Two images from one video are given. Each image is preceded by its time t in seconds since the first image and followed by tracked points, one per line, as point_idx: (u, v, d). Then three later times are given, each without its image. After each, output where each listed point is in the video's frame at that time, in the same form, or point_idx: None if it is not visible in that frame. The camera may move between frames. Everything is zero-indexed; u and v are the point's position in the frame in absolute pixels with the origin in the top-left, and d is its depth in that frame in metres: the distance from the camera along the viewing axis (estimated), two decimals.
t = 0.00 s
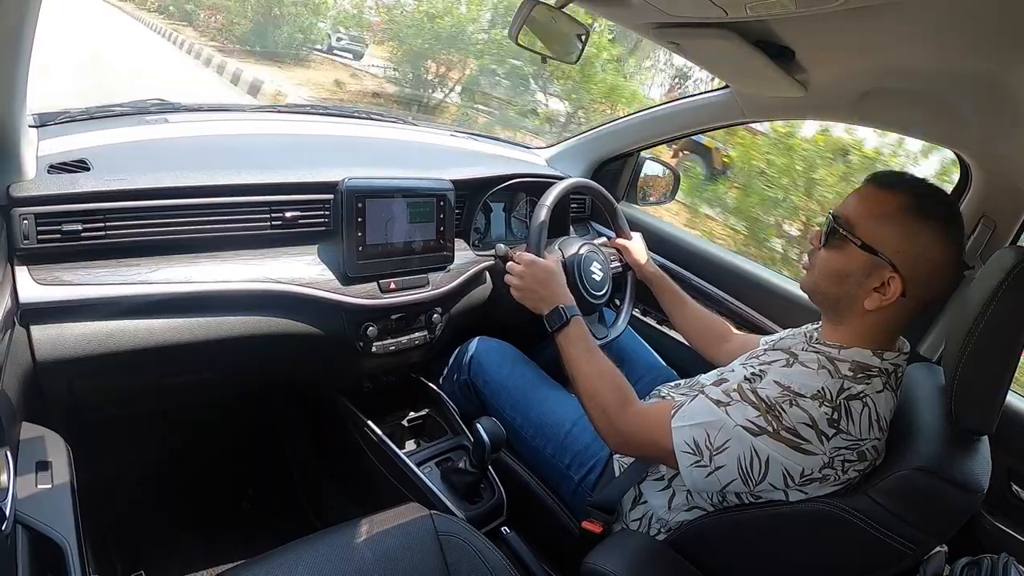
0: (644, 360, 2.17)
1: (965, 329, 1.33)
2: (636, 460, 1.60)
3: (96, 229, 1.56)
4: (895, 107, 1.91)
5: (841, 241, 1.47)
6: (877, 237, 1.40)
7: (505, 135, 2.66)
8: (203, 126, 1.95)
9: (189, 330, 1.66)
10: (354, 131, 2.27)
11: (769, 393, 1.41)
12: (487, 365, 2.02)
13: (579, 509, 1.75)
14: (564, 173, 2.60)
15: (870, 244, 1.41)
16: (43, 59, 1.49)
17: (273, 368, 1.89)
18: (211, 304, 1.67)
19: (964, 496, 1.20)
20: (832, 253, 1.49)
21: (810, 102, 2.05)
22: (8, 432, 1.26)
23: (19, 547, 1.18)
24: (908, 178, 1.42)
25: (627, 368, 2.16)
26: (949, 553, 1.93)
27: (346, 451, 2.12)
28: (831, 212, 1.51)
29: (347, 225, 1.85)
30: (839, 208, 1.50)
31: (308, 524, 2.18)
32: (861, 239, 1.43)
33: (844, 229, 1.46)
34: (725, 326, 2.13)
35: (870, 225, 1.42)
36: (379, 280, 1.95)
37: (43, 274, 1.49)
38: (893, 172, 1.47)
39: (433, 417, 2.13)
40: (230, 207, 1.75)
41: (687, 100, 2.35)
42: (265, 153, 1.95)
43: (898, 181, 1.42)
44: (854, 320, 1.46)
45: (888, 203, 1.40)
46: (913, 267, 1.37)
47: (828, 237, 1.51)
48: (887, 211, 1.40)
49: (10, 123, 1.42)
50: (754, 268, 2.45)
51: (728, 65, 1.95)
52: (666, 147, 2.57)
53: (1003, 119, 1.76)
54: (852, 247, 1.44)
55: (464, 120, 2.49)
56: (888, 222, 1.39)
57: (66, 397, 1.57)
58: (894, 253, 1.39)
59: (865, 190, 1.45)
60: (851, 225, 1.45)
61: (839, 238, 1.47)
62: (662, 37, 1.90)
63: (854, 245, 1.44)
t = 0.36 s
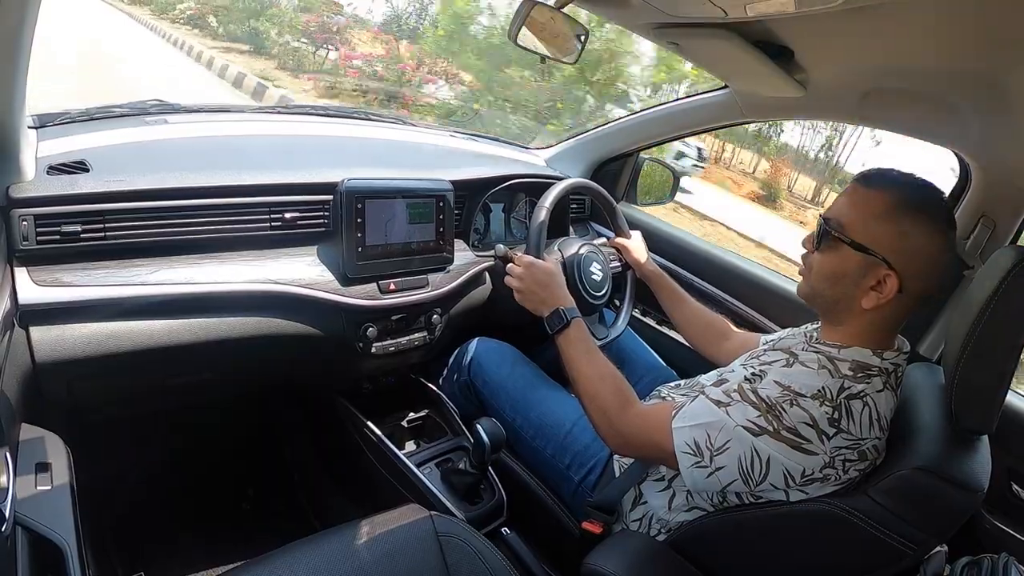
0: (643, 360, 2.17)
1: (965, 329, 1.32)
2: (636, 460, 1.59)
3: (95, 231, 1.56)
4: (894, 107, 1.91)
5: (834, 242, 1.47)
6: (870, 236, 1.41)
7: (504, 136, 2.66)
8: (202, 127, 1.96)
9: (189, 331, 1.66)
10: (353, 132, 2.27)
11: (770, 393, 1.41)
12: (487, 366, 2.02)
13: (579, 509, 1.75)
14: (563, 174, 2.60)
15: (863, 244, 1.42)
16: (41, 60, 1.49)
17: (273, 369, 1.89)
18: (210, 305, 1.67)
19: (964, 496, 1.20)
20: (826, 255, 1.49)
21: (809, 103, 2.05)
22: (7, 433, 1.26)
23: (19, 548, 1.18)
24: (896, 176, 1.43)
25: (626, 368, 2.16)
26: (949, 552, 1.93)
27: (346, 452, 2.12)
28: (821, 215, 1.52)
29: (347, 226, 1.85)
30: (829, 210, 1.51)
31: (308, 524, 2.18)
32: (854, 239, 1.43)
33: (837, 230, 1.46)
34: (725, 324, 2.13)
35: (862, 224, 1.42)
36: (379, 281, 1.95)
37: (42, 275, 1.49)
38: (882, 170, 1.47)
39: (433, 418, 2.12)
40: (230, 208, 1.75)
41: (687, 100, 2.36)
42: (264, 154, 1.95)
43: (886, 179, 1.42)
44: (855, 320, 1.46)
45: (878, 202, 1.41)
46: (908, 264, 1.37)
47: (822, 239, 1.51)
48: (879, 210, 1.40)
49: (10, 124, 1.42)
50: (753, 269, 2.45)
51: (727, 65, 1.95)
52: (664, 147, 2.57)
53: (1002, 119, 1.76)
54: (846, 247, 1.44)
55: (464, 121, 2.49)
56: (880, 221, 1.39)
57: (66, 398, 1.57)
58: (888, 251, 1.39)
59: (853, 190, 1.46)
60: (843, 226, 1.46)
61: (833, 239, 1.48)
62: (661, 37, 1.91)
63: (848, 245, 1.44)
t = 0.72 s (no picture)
0: (642, 359, 2.17)
1: (964, 327, 1.32)
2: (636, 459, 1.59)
3: (94, 231, 1.56)
4: (893, 106, 1.91)
5: (837, 239, 1.47)
6: (873, 235, 1.40)
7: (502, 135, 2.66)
8: (199, 126, 1.95)
9: (188, 331, 1.66)
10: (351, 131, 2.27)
11: (769, 391, 1.41)
12: (486, 365, 2.02)
13: (579, 508, 1.75)
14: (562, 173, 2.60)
15: (866, 242, 1.42)
16: (40, 61, 1.50)
17: (273, 369, 1.89)
18: (210, 304, 1.67)
19: (964, 494, 1.20)
20: (829, 252, 1.49)
21: (808, 101, 2.05)
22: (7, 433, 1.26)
23: (18, 547, 1.18)
24: (902, 175, 1.42)
25: (626, 367, 2.16)
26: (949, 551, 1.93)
27: (346, 451, 2.12)
28: (825, 212, 1.52)
29: (346, 225, 1.85)
30: (833, 207, 1.51)
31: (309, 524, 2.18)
32: (857, 238, 1.43)
33: (840, 228, 1.46)
34: (724, 321, 2.13)
35: (866, 222, 1.42)
36: (378, 280, 1.95)
37: (41, 275, 1.49)
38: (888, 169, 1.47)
39: (433, 417, 2.12)
40: (228, 207, 1.75)
41: (685, 99, 2.36)
42: (263, 153, 1.94)
43: (892, 177, 1.42)
44: (854, 319, 1.46)
45: (883, 201, 1.40)
46: (910, 264, 1.38)
47: (825, 236, 1.51)
48: (883, 209, 1.40)
49: (8, 123, 1.42)
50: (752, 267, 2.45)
51: (725, 64, 1.95)
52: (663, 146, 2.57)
53: (1000, 118, 1.76)
54: (849, 245, 1.44)
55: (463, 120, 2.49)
56: (884, 219, 1.39)
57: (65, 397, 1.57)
58: (891, 250, 1.39)
59: (858, 188, 1.46)
60: (847, 224, 1.46)
61: (836, 236, 1.47)
62: (660, 36, 1.91)
63: (851, 243, 1.44)
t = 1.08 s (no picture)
0: (640, 359, 2.17)
1: (962, 326, 1.32)
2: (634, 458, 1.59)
3: (91, 231, 1.56)
4: (890, 107, 1.91)
5: (844, 243, 1.46)
6: (882, 242, 1.40)
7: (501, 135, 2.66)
8: (197, 126, 1.95)
9: (185, 331, 1.66)
10: (347, 130, 2.27)
11: (766, 389, 1.41)
12: (484, 365, 2.02)
13: (576, 508, 1.75)
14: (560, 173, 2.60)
15: (875, 249, 1.41)
16: (37, 61, 1.50)
17: (270, 370, 1.89)
18: (207, 305, 1.67)
19: (962, 493, 1.20)
20: (834, 257, 1.48)
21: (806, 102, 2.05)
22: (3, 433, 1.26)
23: (14, 548, 1.17)
24: (909, 180, 1.42)
25: (624, 368, 2.16)
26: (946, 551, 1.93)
27: (342, 452, 2.12)
28: (829, 214, 1.50)
29: (343, 225, 1.85)
30: (838, 209, 1.49)
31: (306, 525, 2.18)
32: (866, 244, 1.42)
33: (848, 232, 1.45)
34: (723, 320, 2.13)
35: (876, 229, 1.41)
36: (375, 280, 1.95)
37: (38, 275, 1.49)
38: (890, 173, 1.46)
39: (429, 418, 2.12)
40: (225, 208, 1.75)
41: (682, 99, 2.36)
42: (260, 153, 1.94)
43: (900, 183, 1.41)
44: (857, 324, 1.46)
45: (893, 208, 1.40)
46: (918, 273, 1.38)
47: (830, 239, 1.49)
48: (893, 216, 1.39)
49: (5, 123, 1.42)
50: (749, 267, 2.45)
51: (723, 65, 1.95)
52: (661, 146, 2.57)
53: (997, 119, 1.76)
54: (857, 251, 1.43)
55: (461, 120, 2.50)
56: (894, 227, 1.39)
57: (61, 398, 1.57)
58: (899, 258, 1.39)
59: (866, 192, 1.44)
60: (854, 228, 1.44)
61: (842, 241, 1.46)
62: (658, 37, 1.91)
63: (858, 249, 1.43)
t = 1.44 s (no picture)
0: (640, 358, 2.17)
1: (962, 326, 1.32)
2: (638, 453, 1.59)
3: (90, 232, 1.56)
4: (890, 106, 1.91)
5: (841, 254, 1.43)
6: (885, 246, 1.40)
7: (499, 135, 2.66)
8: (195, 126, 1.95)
9: (185, 331, 1.66)
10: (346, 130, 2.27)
11: (774, 385, 1.41)
12: (483, 365, 2.03)
13: (577, 507, 1.75)
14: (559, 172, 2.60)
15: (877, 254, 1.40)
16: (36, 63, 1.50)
17: (271, 370, 1.89)
18: (207, 305, 1.67)
19: (962, 492, 1.20)
20: (833, 268, 1.45)
21: (805, 100, 2.04)
22: (3, 434, 1.26)
23: (15, 549, 1.17)
24: (879, 177, 1.43)
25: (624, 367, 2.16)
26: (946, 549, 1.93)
27: (342, 452, 2.12)
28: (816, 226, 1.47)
29: (343, 226, 1.85)
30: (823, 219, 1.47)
31: (306, 525, 2.19)
32: (867, 251, 1.41)
33: (844, 243, 1.43)
34: (725, 319, 2.13)
35: (874, 234, 1.40)
36: (374, 280, 1.95)
37: (38, 276, 1.49)
38: (862, 174, 1.46)
39: (429, 417, 2.12)
40: (224, 208, 1.75)
41: (682, 97, 2.36)
42: (260, 152, 1.94)
43: (876, 183, 1.42)
44: (870, 326, 1.46)
45: (886, 212, 1.40)
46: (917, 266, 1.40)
47: (823, 252, 1.46)
48: (889, 219, 1.39)
49: (5, 123, 1.42)
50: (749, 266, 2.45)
51: (722, 63, 1.96)
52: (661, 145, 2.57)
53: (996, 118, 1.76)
54: (857, 259, 1.42)
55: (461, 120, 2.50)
56: (893, 230, 1.39)
57: (61, 398, 1.57)
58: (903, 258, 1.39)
59: (853, 199, 1.43)
60: (848, 236, 1.43)
61: (838, 251, 1.44)
62: (657, 36, 1.91)
63: (859, 257, 1.41)
